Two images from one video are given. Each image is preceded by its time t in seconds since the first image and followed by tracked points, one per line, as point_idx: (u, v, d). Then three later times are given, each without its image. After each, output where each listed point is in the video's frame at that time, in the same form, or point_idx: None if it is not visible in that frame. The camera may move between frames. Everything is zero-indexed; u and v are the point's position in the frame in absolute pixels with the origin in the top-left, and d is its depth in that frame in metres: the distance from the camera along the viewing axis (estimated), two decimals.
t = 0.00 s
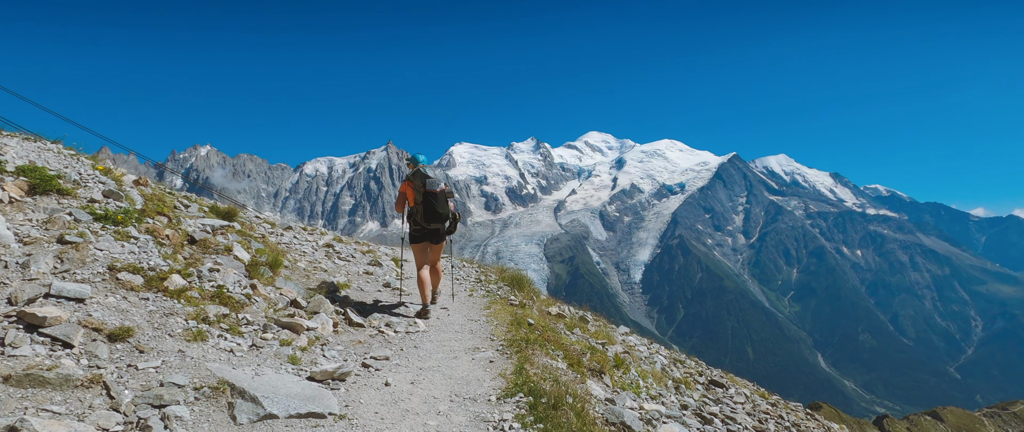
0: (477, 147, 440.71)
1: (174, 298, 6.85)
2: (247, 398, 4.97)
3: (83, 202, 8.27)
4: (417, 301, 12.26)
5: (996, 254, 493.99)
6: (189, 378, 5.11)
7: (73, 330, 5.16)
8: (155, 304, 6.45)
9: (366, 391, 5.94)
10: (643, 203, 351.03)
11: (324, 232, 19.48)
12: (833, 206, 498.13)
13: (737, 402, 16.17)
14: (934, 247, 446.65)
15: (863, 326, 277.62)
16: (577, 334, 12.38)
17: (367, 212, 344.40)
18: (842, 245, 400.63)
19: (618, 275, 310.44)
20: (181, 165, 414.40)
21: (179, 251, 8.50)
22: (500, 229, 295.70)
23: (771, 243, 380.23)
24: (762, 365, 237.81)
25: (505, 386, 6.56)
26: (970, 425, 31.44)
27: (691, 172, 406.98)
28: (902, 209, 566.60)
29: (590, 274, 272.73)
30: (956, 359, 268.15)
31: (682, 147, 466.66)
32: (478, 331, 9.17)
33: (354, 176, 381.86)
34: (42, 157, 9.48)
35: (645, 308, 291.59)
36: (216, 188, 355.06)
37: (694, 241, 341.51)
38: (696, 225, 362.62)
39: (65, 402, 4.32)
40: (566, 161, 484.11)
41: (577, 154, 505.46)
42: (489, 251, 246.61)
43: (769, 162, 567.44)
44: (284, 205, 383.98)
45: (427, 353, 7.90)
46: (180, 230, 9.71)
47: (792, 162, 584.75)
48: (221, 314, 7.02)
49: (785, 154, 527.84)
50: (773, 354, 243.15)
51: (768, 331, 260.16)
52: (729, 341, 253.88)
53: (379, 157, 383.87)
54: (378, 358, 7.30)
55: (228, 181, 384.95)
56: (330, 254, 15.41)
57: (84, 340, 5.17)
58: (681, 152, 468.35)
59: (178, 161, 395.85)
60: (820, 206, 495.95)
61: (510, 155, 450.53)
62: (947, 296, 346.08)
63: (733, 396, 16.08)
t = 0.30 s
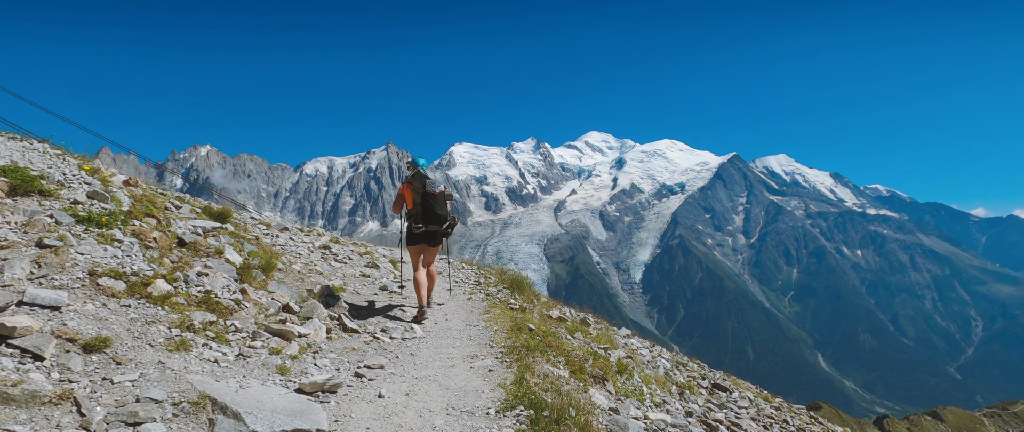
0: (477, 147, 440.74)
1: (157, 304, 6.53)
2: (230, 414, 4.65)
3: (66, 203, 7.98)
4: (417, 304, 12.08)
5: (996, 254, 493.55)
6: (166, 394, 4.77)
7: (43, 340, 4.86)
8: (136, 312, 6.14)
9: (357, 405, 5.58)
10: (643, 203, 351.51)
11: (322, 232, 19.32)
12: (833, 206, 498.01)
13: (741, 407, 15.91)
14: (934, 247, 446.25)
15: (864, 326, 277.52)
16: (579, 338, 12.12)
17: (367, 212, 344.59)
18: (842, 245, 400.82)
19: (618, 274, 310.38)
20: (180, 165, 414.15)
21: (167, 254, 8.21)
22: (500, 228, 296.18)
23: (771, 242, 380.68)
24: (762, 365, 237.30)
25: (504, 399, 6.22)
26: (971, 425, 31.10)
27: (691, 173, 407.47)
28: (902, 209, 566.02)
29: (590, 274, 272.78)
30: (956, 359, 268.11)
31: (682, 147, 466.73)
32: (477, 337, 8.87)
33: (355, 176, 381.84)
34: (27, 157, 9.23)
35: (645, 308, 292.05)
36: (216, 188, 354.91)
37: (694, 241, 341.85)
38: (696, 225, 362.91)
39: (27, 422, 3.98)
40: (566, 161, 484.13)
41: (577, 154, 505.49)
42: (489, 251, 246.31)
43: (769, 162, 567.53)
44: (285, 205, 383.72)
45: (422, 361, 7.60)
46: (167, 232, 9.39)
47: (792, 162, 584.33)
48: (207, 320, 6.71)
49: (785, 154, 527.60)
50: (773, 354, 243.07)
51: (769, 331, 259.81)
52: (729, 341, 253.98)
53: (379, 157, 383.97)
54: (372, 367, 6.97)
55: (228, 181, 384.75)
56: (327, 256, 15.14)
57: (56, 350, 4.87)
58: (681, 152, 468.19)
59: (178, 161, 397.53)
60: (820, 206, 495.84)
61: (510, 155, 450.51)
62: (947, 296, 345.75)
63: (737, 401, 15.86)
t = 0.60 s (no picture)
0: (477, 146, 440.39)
1: (143, 314, 6.21)
2: None
3: (50, 208, 7.68)
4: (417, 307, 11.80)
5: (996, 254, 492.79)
6: (146, 417, 4.46)
7: (14, 358, 4.52)
8: (117, 322, 5.81)
9: (350, 423, 5.28)
10: (643, 202, 351.20)
11: (319, 235, 19.02)
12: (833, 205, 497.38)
13: (745, 412, 15.70)
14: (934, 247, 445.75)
15: (863, 325, 277.12)
16: (583, 346, 11.84)
17: (367, 211, 343.97)
18: (841, 244, 400.59)
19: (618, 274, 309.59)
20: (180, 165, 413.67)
21: (158, 262, 7.90)
22: (500, 228, 295.73)
23: (771, 242, 380.21)
24: (762, 364, 236.49)
25: (505, 415, 5.94)
26: (970, 425, 30.53)
27: (691, 172, 407.21)
28: (902, 209, 565.57)
29: (590, 273, 272.24)
30: (955, 358, 267.87)
31: (682, 147, 466.63)
32: (476, 346, 8.59)
33: (354, 175, 381.24)
34: (11, 159, 8.90)
35: (645, 307, 291.72)
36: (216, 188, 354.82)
37: (694, 240, 341.43)
38: (696, 224, 362.54)
39: None
40: (566, 160, 483.62)
41: (577, 153, 505.08)
42: (489, 251, 245.70)
43: (769, 162, 567.21)
44: (284, 204, 383.16)
45: (420, 373, 7.27)
46: (157, 237, 9.14)
47: (792, 161, 583.94)
48: (194, 331, 6.41)
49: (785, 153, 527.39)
50: (773, 353, 242.43)
51: (769, 330, 259.01)
52: (728, 341, 253.61)
53: (379, 156, 383.53)
54: (367, 379, 6.69)
55: (227, 181, 384.20)
56: (325, 260, 14.82)
57: (27, 367, 4.53)
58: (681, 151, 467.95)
59: (177, 160, 397.00)
60: (820, 205, 495.06)
61: (510, 154, 450.27)
62: (947, 296, 345.10)
63: (742, 407, 15.62)
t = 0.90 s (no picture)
0: (479, 147, 440.86)
1: (127, 327, 5.93)
2: None
3: (35, 214, 7.41)
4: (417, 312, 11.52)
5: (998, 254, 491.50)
6: None
7: None
8: (100, 336, 5.52)
9: None
10: (644, 203, 351.42)
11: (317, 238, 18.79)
12: (835, 205, 496.71)
13: (752, 419, 15.40)
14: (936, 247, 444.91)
15: (865, 325, 276.57)
16: (588, 353, 11.49)
17: (368, 212, 343.88)
18: (843, 245, 400.15)
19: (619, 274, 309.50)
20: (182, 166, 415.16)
21: (149, 272, 7.65)
22: (501, 228, 295.65)
23: (773, 242, 379.81)
24: (764, 365, 235.90)
25: None
26: (972, 425, 30.38)
27: (692, 172, 407.26)
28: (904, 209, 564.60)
29: (591, 274, 271.73)
30: (957, 359, 267.28)
31: (683, 147, 466.49)
32: (478, 356, 8.32)
33: (356, 176, 381.51)
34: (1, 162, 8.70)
35: (646, 307, 291.38)
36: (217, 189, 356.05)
37: (695, 240, 341.19)
38: (697, 225, 362.34)
39: None
40: (567, 161, 483.60)
41: (578, 154, 505.01)
42: (490, 251, 245.89)
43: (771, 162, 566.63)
44: (285, 205, 383.81)
45: (420, 385, 6.99)
46: (148, 241, 8.89)
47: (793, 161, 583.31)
48: (182, 343, 6.12)
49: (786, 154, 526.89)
50: (774, 353, 241.70)
51: (770, 331, 258.51)
52: (730, 341, 253.26)
53: (380, 156, 383.81)
54: (365, 392, 6.42)
55: (229, 181, 385.26)
56: (324, 263, 14.55)
57: None
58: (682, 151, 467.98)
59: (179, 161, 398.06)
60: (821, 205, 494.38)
61: (511, 154, 450.47)
62: (949, 296, 344.41)
63: (748, 413, 15.35)
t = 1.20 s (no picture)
0: (478, 147, 441.41)
1: (113, 333, 5.67)
2: None
3: (18, 215, 7.16)
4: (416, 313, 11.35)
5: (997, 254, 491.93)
6: None
7: None
8: (81, 343, 5.27)
9: None
10: (642, 203, 352.31)
11: (314, 239, 18.69)
12: (834, 206, 497.02)
13: (755, 422, 15.13)
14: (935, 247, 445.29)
15: (864, 326, 276.64)
16: (589, 356, 11.25)
17: (367, 212, 343.38)
18: (841, 246, 400.95)
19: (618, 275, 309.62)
20: (181, 166, 415.11)
21: (140, 277, 7.41)
22: (500, 229, 295.34)
23: (771, 242, 380.37)
24: (763, 366, 235.27)
25: None
26: (970, 425, 30.20)
27: (691, 173, 408.00)
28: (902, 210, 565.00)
29: (590, 274, 271.59)
30: (956, 360, 267.37)
31: (682, 148, 467.40)
32: (478, 361, 8.06)
33: (354, 176, 381.38)
34: None
35: (645, 308, 291.42)
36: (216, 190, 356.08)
37: (694, 241, 341.59)
38: (695, 225, 362.96)
39: None
40: (566, 161, 483.98)
41: (577, 154, 505.26)
42: (489, 252, 245.81)
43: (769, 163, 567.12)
44: (284, 205, 383.68)
45: (418, 392, 6.73)
46: (138, 243, 8.64)
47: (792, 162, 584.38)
48: (168, 351, 5.86)
49: (785, 154, 527.67)
50: (773, 354, 241.43)
51: (769, 331, 258.51)
52: (729, 341, 253.17)
53: (379, 157, 383.74)
54: (360, 401, 6.11)
55: (228, 182, 385.10)
56: (320, 264, 14.35)
57: None
58: (681, 152, 468.67)
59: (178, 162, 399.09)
60: (820, 206, 494.60)
61: (510, 155, 450.77)
62: (947, 297, 344.82)
63: (751, 416, 15.10)
